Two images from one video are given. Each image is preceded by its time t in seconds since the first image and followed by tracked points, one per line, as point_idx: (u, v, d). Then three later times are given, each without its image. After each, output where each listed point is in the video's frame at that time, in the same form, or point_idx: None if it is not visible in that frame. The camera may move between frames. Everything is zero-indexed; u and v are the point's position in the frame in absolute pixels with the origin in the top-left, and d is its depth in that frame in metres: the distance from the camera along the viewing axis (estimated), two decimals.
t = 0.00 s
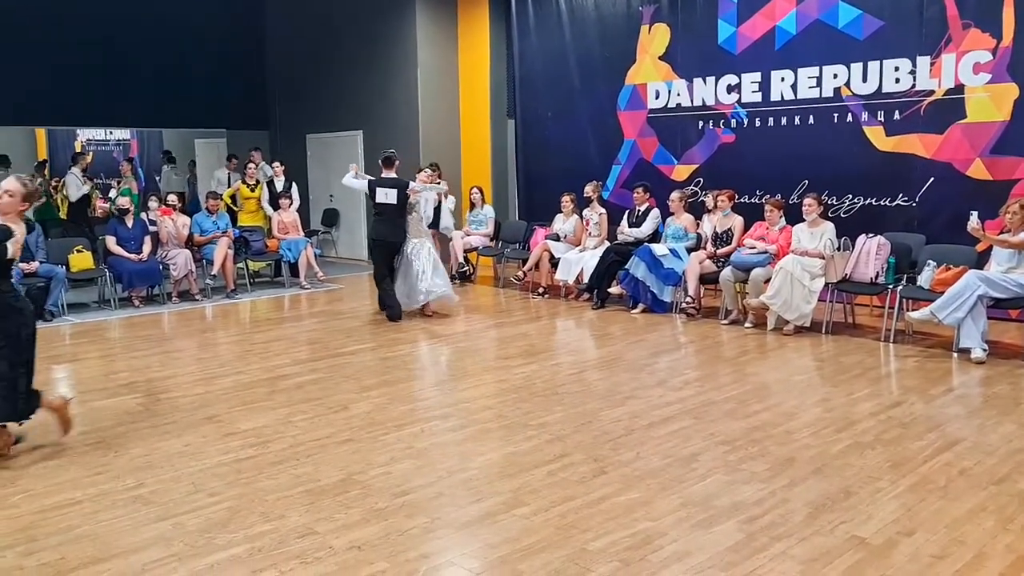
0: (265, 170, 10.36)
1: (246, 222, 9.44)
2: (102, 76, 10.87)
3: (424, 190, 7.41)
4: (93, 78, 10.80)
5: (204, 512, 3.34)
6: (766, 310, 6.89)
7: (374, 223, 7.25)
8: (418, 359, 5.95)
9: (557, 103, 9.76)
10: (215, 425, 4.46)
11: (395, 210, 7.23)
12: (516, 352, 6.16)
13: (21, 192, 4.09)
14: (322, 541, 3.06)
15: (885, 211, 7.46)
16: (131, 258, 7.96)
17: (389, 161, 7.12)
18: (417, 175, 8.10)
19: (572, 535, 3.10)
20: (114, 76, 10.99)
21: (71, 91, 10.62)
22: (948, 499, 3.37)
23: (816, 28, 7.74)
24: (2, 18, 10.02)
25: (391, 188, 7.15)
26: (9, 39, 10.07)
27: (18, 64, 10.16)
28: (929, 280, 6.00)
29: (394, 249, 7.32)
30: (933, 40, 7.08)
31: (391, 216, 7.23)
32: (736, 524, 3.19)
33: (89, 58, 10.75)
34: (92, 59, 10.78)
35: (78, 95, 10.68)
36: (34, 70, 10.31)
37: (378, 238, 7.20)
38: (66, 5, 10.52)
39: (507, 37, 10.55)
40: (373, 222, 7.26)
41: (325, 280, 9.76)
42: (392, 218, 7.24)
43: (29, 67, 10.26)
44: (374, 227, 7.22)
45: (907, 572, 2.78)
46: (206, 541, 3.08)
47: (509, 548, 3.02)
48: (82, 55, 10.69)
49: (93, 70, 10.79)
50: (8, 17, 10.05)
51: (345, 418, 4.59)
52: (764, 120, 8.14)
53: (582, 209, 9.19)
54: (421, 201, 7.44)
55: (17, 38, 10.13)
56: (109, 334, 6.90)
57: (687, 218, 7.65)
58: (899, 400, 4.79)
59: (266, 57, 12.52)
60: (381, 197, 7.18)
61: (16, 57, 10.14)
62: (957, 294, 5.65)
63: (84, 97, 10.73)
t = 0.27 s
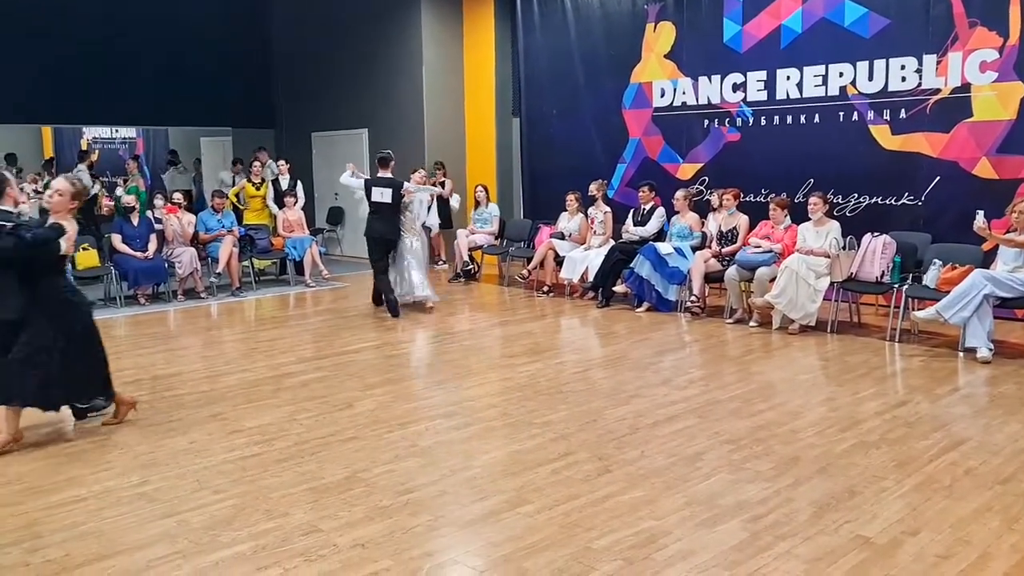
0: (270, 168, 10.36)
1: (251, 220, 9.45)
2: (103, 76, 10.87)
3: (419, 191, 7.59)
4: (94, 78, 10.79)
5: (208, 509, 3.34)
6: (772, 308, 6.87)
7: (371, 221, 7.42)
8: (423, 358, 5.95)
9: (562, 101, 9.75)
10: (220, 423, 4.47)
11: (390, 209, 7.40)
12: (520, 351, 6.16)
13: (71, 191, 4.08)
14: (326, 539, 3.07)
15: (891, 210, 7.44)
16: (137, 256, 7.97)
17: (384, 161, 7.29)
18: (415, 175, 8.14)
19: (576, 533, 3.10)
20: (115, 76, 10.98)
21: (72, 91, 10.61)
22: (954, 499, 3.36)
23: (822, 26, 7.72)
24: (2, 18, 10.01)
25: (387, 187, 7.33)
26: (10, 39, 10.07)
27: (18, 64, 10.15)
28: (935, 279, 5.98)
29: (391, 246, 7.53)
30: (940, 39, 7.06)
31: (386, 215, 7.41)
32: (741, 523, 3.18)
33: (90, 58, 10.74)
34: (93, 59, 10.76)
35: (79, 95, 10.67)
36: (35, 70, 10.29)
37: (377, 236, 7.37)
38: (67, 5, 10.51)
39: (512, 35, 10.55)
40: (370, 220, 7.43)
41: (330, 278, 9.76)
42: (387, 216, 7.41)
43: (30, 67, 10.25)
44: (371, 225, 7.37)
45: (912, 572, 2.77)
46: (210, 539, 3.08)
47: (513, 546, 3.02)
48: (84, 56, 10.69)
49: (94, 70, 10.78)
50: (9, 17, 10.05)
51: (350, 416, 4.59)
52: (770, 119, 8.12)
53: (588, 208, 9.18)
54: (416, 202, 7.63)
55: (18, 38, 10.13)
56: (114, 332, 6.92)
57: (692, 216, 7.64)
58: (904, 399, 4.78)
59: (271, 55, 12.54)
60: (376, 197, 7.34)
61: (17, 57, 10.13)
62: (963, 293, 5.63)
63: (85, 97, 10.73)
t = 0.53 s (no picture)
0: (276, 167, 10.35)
1: (257, 219, 9.45)
2: (102, 77, 10.88)
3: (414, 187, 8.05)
4: (94, 79, 10.80)
5: (214, 508, 3.35)
6: (777, 308, 6.86)
7: (369, 217, 7.88)
8: (427, 357, 5.95)
9: (568, 100, 9.74)
10: (225, 422, 4.47)
11: (387, 203, 7.85)
12: (525, 350, 6.16)
13: (128, 183, 4.29)
14: (331, 538, 3.07)
15: (898, 209, 7.42)
16: (144, 254, 7.95)
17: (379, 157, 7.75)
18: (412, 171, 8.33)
19: (580, 533, 3.10)
20: (115, 77, 10.99)
21: (71, 92, 10.62)
22: (960, 500, 3.35)
23: (828, 26, 7.70)
24: (3, 18, 10.02)
25: (382, 182, 7.78)
26: (9, 40, 10.07)
27: (19, 64, 10.17)
28: (942, 279, 5.96)
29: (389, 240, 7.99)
30: (947, 38, 7.03)
31: (384, 209, 7.84)
32: (745, 523, 3.17)
33: (89, 61, 10.74)
34: (92, 60, 10.76)
35: (78, 96, 10.68)
36: (34, 71, 10.31)
37: (374, 229, 7.83)
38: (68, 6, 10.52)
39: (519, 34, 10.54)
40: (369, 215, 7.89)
41: (335, 277, 9.77)
42: (384, 210, 7.85)
43: (29, 68, 10.27)
44: (370, 219, 7.84)
45: (918, 573, 2.76)
46: (215, 537, 3.09)
47: (518, 546, 3.01)
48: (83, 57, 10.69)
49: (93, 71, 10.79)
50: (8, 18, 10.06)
51: (355, 414, 4.60)
52: (776, 119, 8.10)
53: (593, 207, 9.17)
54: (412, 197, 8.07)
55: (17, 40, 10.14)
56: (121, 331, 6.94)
57: (698, 216, 7.63)
58: (910, 400, 4.77)
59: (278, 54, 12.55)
60: (374, 191, 7.83)
61: (16, 58, 10.14)
62: (970, 293, 5.61)
63: (84, 98, 10.73)
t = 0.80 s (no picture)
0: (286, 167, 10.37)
1: (267, 219, 9.49)
2: (107, 76, 10.84)
3: (411, 180, 8.09)
4: (99, 78, 10.77)
5: (223, 505, 3.36)
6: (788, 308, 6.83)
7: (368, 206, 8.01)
8: (437, 356, 5.95)
9: (578, 99, 9.73)
10: (235, 420, 4.49)
11: (384, 194, 7.93)
12: (535, 349, 6.16)
13: (172, 180, 4.46)
14: (340, 536, 3.08)
15: (909, 208, 7.37)
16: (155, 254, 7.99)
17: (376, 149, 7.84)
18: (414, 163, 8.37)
19: (589, 532, 3.10)
20: (120, 76, 10.95)
21: (76, 91, 10.57)
22: (971, 501, 3.33)
23: (840, 24, 7.66)
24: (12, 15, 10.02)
25: (379, 173, 7.86)
26: (16, 38, 10.05)
27: (28, 61, 10.18)
28: (954, 279, 5.92)
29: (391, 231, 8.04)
30: (960, 36, 6.99)
31: (380, 200, 7.94)
32: (755, 523, 3.16)
33: (93, 60, 10.69)
34: (100, 59, 10.75)
35: (84, 95, 10.64)
36: (39, 71, 10.28)
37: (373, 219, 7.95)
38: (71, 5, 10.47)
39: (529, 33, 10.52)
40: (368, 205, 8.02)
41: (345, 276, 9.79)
42: (380, 201, 7.96)
43: (34, 67, 10.23)
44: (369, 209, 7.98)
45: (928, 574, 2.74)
46: (224, 535, 3.10)
47: (527, 545, 3.01)
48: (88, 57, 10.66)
49: (97, 70, 10.75)
50: (11, 18, 10.01)
51: (364, 413, 4.61)
52: (787, 117, 8.07)
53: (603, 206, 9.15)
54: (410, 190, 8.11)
55: (21, 39, 10.09)
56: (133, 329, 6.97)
57: (708, 215, 7.60)
58: (922, 400, 4.74)
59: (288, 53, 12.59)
60: (372, 183, 7.90)
61: (23, 56, 10.12)
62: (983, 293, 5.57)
63: (89, 97, 10.69)
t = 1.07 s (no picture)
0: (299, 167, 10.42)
1: (279, 219, 9.52)
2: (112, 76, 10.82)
3: (405, 175, 8.04)
4: (104, 78, 10.75)
5: (234, 505, 3.37)
6: (799, 309, 6.80)
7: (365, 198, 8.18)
8: (447, 356, 5.96)
9: (589, 99, 9.72)
10: (246, 420, 4.50)
11: (377, 187, 8.06)
12: (545, 349, 6.15)
13: (214, 165, 4.66)
14: (349, 536, 3.08)
15: (923, 209, 7.33)
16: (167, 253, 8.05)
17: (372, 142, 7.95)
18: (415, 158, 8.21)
19: (598, 533, 3.09)
20: (125, 76, 10.93)
21: (84, 92, 10.58)
22: (984, 504, 3.31)
23: (853, 23, 7.62)
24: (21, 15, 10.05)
25: (373, 167, 7.97)
26: (25, 39, 10.08)
27: (37, 60, 10.20)
28: (966, 280, 5.88)
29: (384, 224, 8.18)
30: (974, 36, 6.94)
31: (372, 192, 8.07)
32: (765, 525, 3.15)
33: (100, 61, 10.70)
34: (109, 58, 10.77)
35: (88, 95, 10.62)
36: (44, 71, 10.26)
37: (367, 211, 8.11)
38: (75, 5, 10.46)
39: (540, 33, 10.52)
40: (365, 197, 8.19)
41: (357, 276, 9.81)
42: (374, 194, 8.09)
43: (38, 67, 10.21)
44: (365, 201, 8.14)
45: None
46: (235, 534, 3.11)
47: (536, 545, 3.01)
48: (93, 57, 10.65)
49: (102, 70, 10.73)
50: (15, 18, 10.00)
51: (374, 413, 4.62)
52: (800, 117, 8.03)
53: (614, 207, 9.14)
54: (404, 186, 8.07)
55: (24, 40, 10.08)
56: (145, 328, 7.01)
57: (720, 216, 7.58)
58: (935, 402, 4.71)
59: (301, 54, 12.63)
60: (366, 176, 8.06)
61: (32, 56, 10.15)
62: (995, 295, 5.53)
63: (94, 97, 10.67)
